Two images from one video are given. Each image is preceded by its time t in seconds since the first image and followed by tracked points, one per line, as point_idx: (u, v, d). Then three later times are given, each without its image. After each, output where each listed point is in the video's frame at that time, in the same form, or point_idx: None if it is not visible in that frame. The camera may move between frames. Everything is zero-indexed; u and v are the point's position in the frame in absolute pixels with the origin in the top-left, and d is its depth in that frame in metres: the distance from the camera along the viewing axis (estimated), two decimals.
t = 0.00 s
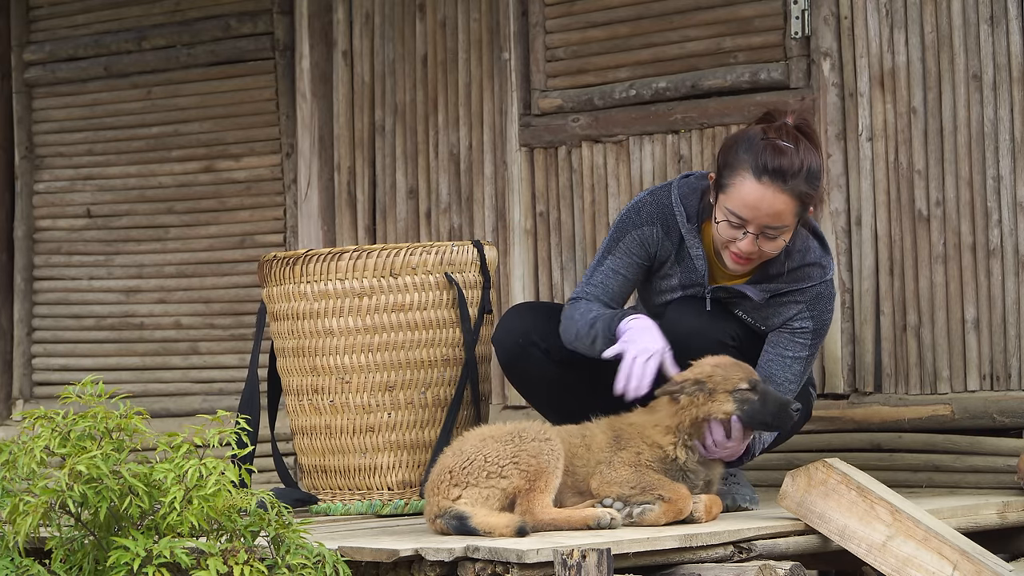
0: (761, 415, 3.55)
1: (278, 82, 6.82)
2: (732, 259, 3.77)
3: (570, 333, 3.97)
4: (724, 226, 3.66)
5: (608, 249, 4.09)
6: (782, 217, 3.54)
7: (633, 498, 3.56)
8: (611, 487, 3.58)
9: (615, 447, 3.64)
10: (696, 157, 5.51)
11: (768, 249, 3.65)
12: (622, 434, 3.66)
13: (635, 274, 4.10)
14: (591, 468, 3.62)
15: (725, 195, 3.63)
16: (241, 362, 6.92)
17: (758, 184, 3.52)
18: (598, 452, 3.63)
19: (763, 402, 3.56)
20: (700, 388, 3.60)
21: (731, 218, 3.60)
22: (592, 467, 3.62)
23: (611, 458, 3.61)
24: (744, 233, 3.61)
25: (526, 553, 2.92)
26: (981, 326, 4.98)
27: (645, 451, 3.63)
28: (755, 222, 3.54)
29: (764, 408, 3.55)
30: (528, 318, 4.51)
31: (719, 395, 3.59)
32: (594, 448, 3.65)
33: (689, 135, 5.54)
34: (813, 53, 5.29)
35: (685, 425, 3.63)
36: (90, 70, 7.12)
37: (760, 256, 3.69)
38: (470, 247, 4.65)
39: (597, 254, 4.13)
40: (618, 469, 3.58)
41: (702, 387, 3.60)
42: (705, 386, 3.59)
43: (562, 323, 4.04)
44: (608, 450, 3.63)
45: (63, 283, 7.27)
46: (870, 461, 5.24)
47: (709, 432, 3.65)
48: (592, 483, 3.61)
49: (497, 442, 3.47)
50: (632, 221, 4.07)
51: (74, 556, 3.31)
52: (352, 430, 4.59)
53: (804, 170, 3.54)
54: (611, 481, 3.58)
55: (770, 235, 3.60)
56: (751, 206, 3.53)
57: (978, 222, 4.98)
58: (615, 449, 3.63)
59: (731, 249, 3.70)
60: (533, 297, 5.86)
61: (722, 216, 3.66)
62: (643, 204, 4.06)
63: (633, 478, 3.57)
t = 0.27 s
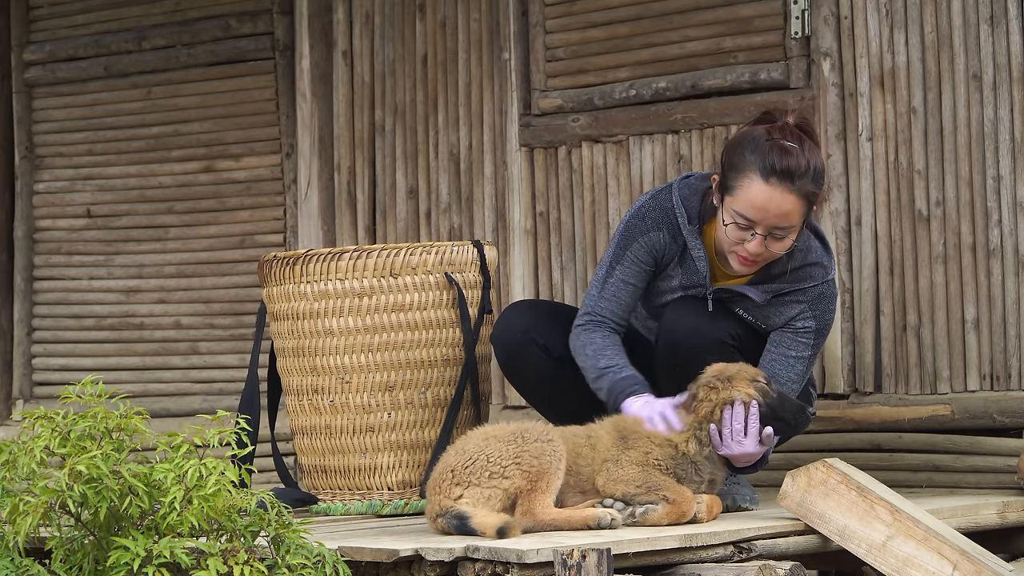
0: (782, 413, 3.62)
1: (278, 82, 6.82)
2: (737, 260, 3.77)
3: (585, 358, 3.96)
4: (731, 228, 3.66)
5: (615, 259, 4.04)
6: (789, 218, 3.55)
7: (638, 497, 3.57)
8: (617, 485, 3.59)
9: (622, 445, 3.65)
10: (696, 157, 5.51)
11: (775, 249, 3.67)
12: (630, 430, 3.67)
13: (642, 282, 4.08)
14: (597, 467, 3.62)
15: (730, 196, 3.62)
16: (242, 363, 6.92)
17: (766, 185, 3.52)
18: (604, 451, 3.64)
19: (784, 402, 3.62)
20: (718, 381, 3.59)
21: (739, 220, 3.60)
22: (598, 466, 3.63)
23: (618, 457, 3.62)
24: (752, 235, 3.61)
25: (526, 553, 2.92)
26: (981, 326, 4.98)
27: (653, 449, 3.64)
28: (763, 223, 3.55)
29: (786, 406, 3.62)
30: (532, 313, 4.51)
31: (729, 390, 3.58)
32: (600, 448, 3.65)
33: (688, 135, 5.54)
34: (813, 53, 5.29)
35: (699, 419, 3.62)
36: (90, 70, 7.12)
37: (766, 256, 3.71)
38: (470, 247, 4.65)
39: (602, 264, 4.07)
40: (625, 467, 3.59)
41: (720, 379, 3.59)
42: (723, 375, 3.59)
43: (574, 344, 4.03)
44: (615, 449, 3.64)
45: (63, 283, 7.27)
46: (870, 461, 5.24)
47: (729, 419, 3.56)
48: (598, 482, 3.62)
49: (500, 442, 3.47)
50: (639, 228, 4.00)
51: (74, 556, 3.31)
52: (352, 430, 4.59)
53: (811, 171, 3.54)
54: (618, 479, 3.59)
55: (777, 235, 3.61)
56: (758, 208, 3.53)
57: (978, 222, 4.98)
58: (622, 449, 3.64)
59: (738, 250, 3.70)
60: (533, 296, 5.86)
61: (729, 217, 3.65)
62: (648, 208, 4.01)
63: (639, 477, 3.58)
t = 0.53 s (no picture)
0: (769, 425, 3.70)
1: (278, 82, 6.81)
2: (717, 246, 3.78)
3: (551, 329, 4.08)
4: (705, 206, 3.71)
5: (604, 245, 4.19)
6: (755, 197, 3.57)
7: (638, 493, 3.57)
8: (616, 481, 3.57)
9: (618, 443, 3.63)
10: (696, 157, 5.51)
11: (745, 234, 3.67)
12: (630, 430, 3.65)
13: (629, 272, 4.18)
14: (595, 464, 3.58)
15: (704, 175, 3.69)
16: (241, 362, 6.92)
17: (733, 160, 3.57)
18: (600, 448, 3.61)
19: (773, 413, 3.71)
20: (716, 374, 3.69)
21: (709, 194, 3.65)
22: (596, 462, 3.59)
23: (616, 454, 3.60)
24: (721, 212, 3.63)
25: (526, 553, 2.92)
26: (981, 326, 4.98)
27: (648, 445, 3.63)
28: (728, 199, 3.59)
29: (774, 418, 3.70)
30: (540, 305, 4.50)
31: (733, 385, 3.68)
32: (595, 446, 3.61)
33: (688, 135, 5.54)
34: (813, 53, 5.29)
35: (694, 408, 3.69)
36: (90, 70, 7.12)
37: (741, 239, 3.68)
38: (470, 247, 4.65)
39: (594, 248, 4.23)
40: (624, 463, 3.58)
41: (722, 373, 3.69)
42: (722, 371, 3.69)
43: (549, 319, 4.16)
44: (610, 447, 3.62)
45: (63, 283, 7.27)
46: (870, 461, 5.24)
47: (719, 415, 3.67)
48: (597, 479, 3.58)
49: (499, 442, 3.46)
50: (631, 218, 4.14)
51: (74, 556, 3.31)
52: (352, 430, 4.59)
53: (782, 151, 3.57)
54: (617, 475, 3.57)
55: (748, 215, 3.60)
56: (724, 182, 3.58)
57: (978, 222, 4.98)
58: (617, 446, 3.63)
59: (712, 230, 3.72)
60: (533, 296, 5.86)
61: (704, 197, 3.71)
62: (644, 201, 4.12)
63: (639, 473, 3.57)
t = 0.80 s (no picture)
0: (755, 416, 3.56)
1: (278, 82, 6.81)
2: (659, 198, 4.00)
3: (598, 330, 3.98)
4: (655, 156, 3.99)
5: (618, 234, 4.14)
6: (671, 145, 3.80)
7: (637, 494, 3.57)
8: (615, 481, 3.58)
9: (618, 443, 3.65)
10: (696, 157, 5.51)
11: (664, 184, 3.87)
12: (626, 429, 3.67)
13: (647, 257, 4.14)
14: (595, 465, 3.62)
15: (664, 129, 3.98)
16: (241, 363, 6.92)
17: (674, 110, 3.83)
18: (600, 449, 3.64)
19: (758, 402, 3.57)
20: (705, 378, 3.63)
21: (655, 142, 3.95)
22: (596, 463, 3.62)
23: (616, 454, 3.61)
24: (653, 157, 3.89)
25: (526, 553, 2.92)
26: (981, 326, 4.98)
27: (647, 447, 3.63)
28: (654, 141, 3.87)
29: (759, 406, 3.56)
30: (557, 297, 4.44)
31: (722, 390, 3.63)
32: (596, 446, 3.65)
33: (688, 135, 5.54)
34: (813, 53, 5.29)
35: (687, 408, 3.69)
36: (90, 70, 7.12)
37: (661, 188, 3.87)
38: (470, 247, 4.65)
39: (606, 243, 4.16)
40: (624, 464, 3.59)
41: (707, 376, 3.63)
42: (706, 376, 3.63)
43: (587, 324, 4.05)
44: (612, 447, 3.64)
45: (62, 283, 7.27)
46: (870, 461, 5.24)
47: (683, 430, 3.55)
48: (597, 479, 3.61)
49: (500, 443, 3.47)
50: (637, 201, 4.13)
51: (74, 556, 3.31)
52: (352, 430, 4.59)
53: (716, 114, 3.73)
54: (616, 476, 3.58)
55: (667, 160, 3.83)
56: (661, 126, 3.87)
57: (978, 222, 4.98)
58: (618, 446, 3.64)
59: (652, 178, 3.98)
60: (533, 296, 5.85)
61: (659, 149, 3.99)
62: (643, 185, 4.14)
63: (638, 474, 3.58)
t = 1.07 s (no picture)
0: (748, 415, 3.54)
1: (278, 82, 6.81)
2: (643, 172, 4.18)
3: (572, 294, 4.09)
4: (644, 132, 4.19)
5: (609, 210, 4.29)
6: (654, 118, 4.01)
7: (638, 493, 3.56)
8: (616, 481, 3.57)
9: (618, 443, 3.64)
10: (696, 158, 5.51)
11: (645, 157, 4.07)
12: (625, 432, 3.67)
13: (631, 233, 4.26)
14: (594, 465, 3.60)
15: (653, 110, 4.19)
16: (241, 363, 6.92)
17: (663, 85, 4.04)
18: (600, 448, 3.62)
19: (751, 399, 3.55)
20: (701, 379, 3.64)
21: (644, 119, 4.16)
22: (595, 463, 3.60)
23: (616, 453, 3.61)
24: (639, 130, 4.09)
25: (526, 553, 2.92)
26: (981, 326, 4.98)
27: (647, 444, 3.64)
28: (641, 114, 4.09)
29: (751, 403, 3.54)
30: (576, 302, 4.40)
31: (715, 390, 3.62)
32: (594, 446, 3.63)
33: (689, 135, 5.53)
34: (813, 53, 5.29)
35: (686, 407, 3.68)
36: (90, 70, 7.12)
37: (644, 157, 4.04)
38: (470, 247, 4.65)
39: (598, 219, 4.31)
40: (624, 463, 3.58)
41: (703, 379, 3.64)
42: (701, 376, 3.63)
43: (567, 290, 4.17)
44: (611, 446, 3.63)
45: (63, 283, 7.27)
46: (870, 461, 5.24)
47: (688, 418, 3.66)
48: (597, 479, 3.60)
49: (495, 442, 3.48)
50: (628, 182, 4.32)
51: (74, 556, 3.31)
52: (352, 430, 4.59)
53: (697, 91, 3.92)
54: (617, 475, 3.57)
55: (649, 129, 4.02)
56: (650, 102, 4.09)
57: (978, 222, 4.98)
58: (618, 445, 3.64)
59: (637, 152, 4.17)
60: (533, 297, 5.86)
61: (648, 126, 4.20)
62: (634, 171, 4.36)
63: (639, 473, 3.57)
